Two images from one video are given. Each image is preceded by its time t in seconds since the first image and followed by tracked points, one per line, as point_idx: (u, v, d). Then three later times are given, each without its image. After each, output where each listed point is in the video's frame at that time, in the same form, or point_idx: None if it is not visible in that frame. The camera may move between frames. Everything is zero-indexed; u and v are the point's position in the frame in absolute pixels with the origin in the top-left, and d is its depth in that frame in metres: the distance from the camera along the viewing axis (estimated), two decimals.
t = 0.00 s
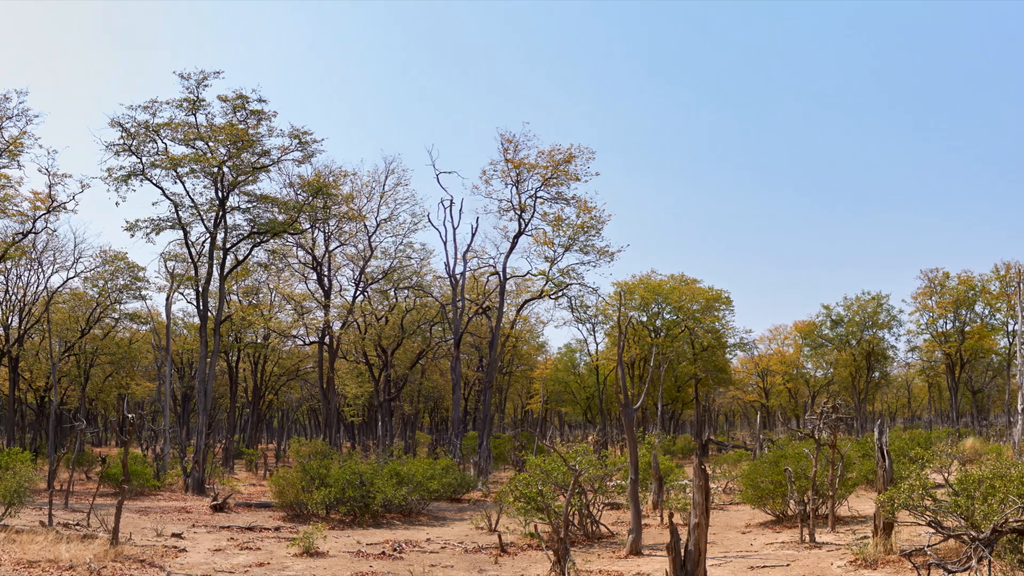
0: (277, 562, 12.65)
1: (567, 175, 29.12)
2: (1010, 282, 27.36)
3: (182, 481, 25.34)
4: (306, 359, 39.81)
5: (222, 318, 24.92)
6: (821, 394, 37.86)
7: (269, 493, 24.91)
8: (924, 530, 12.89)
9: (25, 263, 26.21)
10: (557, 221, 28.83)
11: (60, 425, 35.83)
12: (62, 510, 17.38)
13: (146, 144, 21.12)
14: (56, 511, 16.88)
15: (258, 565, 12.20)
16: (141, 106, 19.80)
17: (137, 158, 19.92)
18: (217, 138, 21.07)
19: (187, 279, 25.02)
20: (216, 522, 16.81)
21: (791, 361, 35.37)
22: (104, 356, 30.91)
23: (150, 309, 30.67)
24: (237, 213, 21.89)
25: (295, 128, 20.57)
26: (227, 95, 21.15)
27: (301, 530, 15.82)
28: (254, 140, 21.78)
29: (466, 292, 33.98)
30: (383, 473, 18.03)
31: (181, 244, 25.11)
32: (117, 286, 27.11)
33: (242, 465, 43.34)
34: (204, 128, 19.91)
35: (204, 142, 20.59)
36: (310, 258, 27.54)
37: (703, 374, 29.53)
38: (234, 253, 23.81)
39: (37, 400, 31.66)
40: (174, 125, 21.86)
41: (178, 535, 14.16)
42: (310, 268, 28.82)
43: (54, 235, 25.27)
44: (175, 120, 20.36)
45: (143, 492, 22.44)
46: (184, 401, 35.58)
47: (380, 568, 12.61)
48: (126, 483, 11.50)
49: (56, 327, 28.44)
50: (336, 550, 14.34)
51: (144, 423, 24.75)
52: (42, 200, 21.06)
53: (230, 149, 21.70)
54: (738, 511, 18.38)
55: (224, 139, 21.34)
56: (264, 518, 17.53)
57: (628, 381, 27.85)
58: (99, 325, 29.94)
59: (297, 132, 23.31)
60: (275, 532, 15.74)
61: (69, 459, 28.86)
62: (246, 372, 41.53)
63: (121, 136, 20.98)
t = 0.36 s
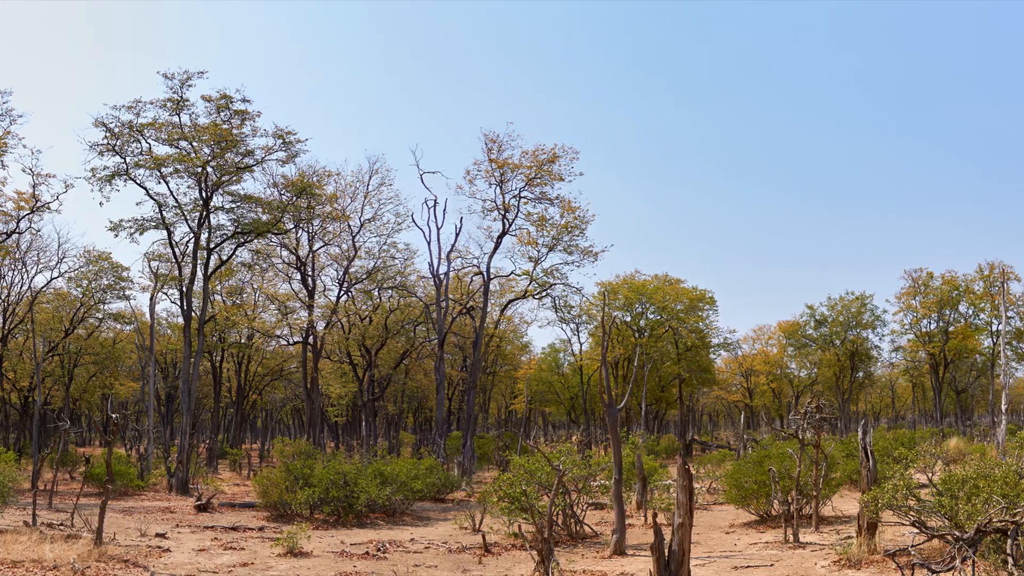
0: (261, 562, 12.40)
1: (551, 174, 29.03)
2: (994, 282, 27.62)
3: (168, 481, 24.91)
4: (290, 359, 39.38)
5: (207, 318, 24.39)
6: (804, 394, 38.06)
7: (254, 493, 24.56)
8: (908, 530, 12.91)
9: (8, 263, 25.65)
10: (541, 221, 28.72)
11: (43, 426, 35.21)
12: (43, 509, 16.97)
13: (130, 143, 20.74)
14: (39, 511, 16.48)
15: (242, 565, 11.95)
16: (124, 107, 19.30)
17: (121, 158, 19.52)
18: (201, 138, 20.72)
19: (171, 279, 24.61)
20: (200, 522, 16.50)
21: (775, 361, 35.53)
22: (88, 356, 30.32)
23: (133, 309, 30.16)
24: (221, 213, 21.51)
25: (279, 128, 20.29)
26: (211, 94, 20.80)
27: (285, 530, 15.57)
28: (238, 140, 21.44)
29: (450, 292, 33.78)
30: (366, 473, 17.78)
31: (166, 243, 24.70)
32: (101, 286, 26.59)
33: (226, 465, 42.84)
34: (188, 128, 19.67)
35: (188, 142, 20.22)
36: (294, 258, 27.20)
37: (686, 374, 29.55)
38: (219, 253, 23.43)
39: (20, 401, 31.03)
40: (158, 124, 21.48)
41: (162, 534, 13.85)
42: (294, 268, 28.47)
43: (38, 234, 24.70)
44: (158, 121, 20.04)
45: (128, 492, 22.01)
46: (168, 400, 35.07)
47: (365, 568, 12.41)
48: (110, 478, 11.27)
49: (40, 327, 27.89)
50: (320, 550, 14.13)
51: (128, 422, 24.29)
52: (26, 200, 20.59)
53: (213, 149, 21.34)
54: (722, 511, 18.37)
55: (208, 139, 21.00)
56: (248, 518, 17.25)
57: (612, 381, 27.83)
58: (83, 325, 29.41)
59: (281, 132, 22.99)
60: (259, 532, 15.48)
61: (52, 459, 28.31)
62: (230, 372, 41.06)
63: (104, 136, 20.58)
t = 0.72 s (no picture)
0: (245, 562, 12.17)
1: (535, 174, 28.93)
2: (978, 282, 27.89)
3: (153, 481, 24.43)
4: (273, 359, 38.95)
5: (193, 318, 23.67)
6: (788, 393, 38.26)
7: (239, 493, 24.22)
8: (892, 530, 12.94)
9: None
10: (525, 221, 28.60)
11: (27, 426, 34.63)
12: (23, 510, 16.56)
13: (114, 144, 20.34)
14: (21, 512, 16.10)
15: (226, 565, 11.71)
16: (108, 106, 18.80)
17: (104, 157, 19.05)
18: (186, 137, 20.38)
19: (155, 279, 24.19)
20: (185, 522, 16.20)
21: (759, 361, 35.66)
22: (72, 357, 29.80)
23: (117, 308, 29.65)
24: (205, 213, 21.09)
25: (265, 128, 19.97)
26: (195, 94, 20.45)
27: (269, 530, 15.32)
28: (223, 140, 21.11)
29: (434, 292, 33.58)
30: (351, 473, 17.55)
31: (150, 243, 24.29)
32: (85, 286, 26.08)
33: (211, 465, 42.32)
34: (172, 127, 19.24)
35: (173, 142, 19.83)
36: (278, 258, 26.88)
37: (670, 374, 29.57)
38: (203, 252, 23.08)
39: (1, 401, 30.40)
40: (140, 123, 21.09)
41: (146, 535, 13.55)
42: (278, 268, 28.14)
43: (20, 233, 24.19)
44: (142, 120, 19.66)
45: (112, 493, 21.57)
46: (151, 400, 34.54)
47: (348, 568, 12.19)
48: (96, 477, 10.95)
49: (23, 328, 27.33)
50: (305, 550, 13.91)
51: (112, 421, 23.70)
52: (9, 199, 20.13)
53: (198, 149, 20.99)
54: (707, 511, 18.35)
55: (192, 139, 20.63)
56: (232, 519, 16.97)
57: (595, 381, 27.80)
58: (66, 325, 28.87)
59: (265, 132, 22.67)
60: (243, 532, 15.22)
61: (34, 460, 27.77)
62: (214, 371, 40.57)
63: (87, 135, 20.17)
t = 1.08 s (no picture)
0: (229, 562, 11.93)
1: (519, 175, 28.81)
2: (962, 282, 28.15)
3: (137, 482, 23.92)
4: (257, 360, 38.52)
5: (177, 319, 23.19)
6: (771, 393, 38.47)
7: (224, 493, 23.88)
8: (875, 529, 12.99)
9: None
10: (509, 221, 28.45)
11: (10, 426, 34.04)
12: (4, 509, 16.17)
13: (98, 143, 19.99)
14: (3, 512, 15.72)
15: (211, 565, 11.47)
16: (92, 106, 18.36)
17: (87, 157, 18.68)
18: (170, 137, 20.04)
19: (139, 279, 23.76)
20: (169, 522, 15.90)
21: (743, 361, 35.79)
22: (55, 356, 29.25)
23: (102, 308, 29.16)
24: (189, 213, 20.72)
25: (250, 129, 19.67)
26: (179, 93, 20.12)
27: (253, 530, 15.07)
28: (208, 140, 20.80)
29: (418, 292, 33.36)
30: (334, 473, 17.33)
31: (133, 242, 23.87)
32: (69, 286, 25.54)
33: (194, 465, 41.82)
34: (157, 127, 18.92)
35: (157, 142, 19.48)
36: (262, 258, 26.56)
37: (654, 374, 29.57)
38: (188, 252, 22.73)
39: None
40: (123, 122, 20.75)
41: (129, 535, 13.25)
42: (262, 268, 27.81)
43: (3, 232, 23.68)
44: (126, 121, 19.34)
45: (96, 492, 21.16)
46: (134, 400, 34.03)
47: (332, 568, 11.99)
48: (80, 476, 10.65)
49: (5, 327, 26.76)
50: (289, 550, 13.69)
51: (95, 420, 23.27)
52: None
53: (181, 149, 20.65)
54: (690, 511, 18.33)
55: (176, 139, 20.29)
56: (215, 519, 16.69)
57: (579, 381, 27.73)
58: (50, 325, 28.30)
59: (249, 132, 22.36)
60: (227, 532, 14.96)
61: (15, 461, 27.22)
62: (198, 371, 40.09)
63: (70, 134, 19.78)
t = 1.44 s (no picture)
0: (213, 562, 11.69)
1: (503, 175, 28.69)
2: (945, 282, 28.40)
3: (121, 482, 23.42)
4: (241, 360, 38.07)
5: (160, 318, 22.62)
6: (754, 393, 38.66)
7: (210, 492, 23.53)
8: (859, 530, 13.02)
9: None
10: (493, 220, 28.30)
11: None
12: None
13: (82, 143, 19.61)
14: None
15: (194, 565, 11.23)
16: (75, 106, 18.03)
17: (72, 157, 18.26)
18: (153, 137, 19.67)
19: (123, 279, 23.32)
20: (153, 522, 15.59)
21: (726, 361, 35.93)
22: (38, 356, 28.68)
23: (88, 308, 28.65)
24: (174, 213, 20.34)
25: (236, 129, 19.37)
26: (163, 93, 19.78)
27: (237, 530, 14.82)
28: (192, 140, 20.44)
29: (402, 292, 33.12)
30: (318, 472, 17.09)
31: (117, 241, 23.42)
32: (53, 286, 25.04)
33: (178, 465, 41.29)
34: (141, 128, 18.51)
35: (142, 142, 19.09)
36: (246, 258, 26.21)
37: (638, 374, 29.56)
38: (172, 253, 22.33)
39: None
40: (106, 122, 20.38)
41: (113, 535, 12.95)
42: (246, 268, 27.45)
43: None
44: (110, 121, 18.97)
45: (80, 492, 20.75)
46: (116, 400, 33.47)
47: (315, 568, 11.79)
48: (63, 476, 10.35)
49: None
50: (273, 550, 13.46)
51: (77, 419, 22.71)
52: None
53: (165, 149, 20.29)
54: (674, 511, 18.31)
55: (160, 139, 19.92)
56: (199, 519, 16.41)
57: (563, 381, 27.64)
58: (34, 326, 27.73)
59: (232, 133, 22.01)
60: (211, 532, 14.69)
61: None
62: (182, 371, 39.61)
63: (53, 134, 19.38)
